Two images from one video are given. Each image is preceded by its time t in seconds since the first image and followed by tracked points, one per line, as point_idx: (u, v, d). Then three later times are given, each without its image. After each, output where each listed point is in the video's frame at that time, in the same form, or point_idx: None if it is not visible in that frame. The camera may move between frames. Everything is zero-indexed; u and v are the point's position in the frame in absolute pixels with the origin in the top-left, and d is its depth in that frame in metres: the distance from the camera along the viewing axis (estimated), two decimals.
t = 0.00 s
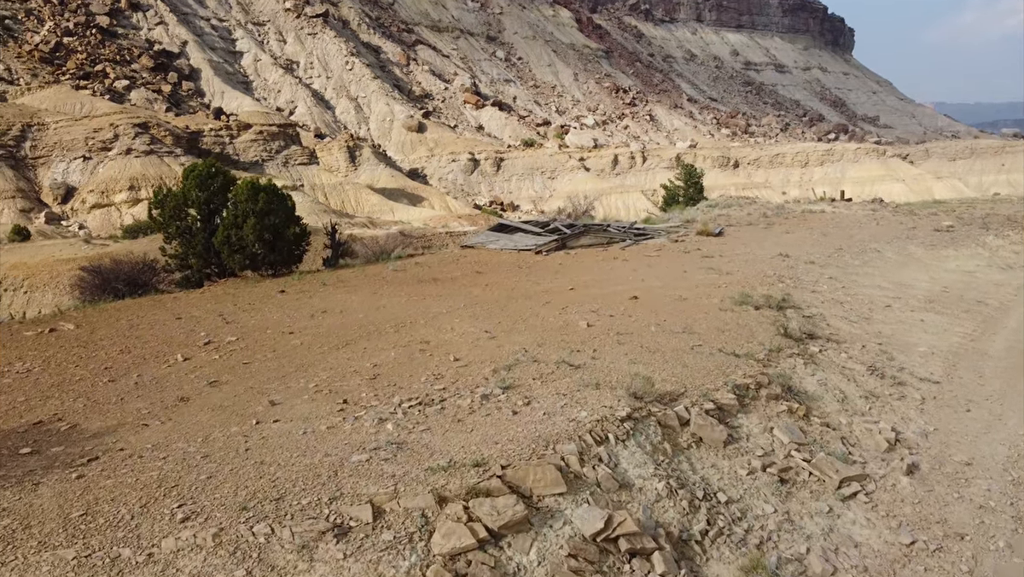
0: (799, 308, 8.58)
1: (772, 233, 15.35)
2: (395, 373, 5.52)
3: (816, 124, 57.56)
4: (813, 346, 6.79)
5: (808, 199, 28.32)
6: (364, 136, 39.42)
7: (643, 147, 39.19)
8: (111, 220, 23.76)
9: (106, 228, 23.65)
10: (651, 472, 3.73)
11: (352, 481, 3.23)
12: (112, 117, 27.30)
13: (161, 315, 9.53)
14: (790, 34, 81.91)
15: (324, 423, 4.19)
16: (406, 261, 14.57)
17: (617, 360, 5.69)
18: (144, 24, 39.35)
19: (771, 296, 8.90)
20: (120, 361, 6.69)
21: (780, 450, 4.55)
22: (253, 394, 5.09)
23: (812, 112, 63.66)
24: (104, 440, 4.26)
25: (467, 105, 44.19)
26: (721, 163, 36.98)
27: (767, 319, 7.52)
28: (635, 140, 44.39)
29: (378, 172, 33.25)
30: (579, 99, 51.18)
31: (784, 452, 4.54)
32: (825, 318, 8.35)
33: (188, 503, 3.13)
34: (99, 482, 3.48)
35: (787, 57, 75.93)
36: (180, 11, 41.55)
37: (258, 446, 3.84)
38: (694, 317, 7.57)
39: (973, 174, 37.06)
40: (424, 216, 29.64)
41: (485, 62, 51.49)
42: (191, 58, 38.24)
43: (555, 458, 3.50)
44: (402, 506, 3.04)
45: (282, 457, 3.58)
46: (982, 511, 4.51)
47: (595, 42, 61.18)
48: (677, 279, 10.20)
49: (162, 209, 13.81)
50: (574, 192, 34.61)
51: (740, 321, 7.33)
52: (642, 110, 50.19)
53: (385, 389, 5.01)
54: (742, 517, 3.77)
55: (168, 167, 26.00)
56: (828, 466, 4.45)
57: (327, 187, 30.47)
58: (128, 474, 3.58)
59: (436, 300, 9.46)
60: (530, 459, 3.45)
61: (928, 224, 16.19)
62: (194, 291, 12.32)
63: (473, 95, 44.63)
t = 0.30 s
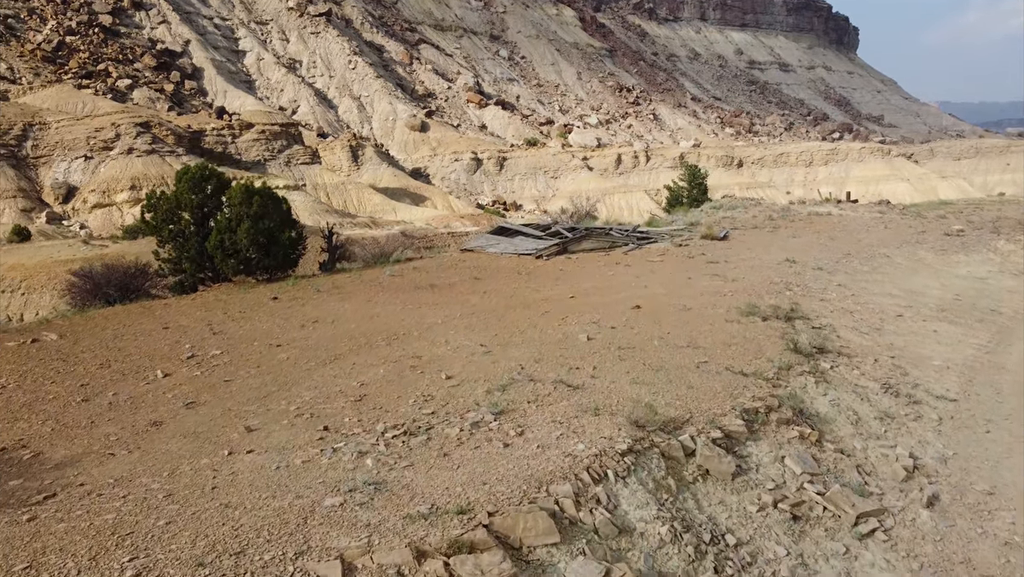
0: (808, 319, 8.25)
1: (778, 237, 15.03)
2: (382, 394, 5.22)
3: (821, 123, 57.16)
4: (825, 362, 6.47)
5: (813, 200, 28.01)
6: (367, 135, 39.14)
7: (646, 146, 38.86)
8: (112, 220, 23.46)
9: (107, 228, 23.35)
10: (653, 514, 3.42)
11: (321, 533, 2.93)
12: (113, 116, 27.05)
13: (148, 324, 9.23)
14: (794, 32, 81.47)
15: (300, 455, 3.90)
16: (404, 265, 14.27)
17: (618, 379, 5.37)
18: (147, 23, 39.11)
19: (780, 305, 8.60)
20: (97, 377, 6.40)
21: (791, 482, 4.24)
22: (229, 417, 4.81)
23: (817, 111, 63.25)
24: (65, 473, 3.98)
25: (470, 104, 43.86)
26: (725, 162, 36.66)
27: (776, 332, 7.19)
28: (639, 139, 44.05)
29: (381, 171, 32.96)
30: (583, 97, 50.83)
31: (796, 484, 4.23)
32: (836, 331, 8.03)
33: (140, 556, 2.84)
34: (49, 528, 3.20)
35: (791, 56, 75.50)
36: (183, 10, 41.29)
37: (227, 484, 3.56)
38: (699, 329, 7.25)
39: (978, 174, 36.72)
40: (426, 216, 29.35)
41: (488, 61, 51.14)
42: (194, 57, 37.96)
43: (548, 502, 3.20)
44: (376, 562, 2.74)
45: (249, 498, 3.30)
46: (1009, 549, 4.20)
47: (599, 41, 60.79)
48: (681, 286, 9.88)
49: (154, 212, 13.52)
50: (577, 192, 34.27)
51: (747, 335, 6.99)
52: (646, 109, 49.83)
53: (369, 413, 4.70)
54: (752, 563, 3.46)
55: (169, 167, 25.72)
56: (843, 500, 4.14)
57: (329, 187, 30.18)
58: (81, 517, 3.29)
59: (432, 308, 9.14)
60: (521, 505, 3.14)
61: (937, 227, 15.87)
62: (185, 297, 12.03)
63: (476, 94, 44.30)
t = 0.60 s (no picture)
0: (815, 332, 7.93)
1: (781, 241, 14.71)
2: (365, 418, 4.88)
3: (822, 123, 56.83)
4: (835, 380, 6.13)
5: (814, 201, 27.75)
6: (366, 135, 38.81)
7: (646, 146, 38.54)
8: (110, 221, 23.12)
9: (104, 228, 23.00)
10: (652, 568, 3.11)
11: None
12: (110, 116, 26.71)
13: (130, 335, 8.90)
14: (795, 31, 81.15)
15: (266, 495, 3.58)
16: (398, 269, 13.94)
17: (618, 402, 5.03)
18: (146, 23, 38.83)
19: (786, 317, 8.27)
20: (69, 396, 6.07)
21: (802, 520, 3.91)
22: (198, 447, 4.48)
23: (817, 111, 62.96)
24: (12, 515, 3.66)
25: (471, 103, 43.51)
26: (725, 161, 36.35)
27: (782, 348, 6.86)
28: (639, 138, 43.75)
29: (381, 171, 32.66)
30: (583, 97, 50.50)
31: (809, 523, 3.90)
32: (844, 345, 7.72)
33: None
34: None
35: (791, 55, 75.18)
36: (182, 9, 40.95)
37: (184, 531, 3.25)
38: (701, 343, 6.92)
39: (979, 174, 36.47)
40: (426, 216, 29.04)
41: (489, 60, 50.80)
42: (193, 56, 37.63)
43: (536, 559, 2.90)
44: None
45: (205, 552, 2.99)
46: None
47: (599, 40, 60.46)
48: (682, 295, 9.56)
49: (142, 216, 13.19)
50: (577, 192, 33.94)
51: (752, 351, 6.66)
52: (647, 109, 49.52)
53: (350, 442, 4.37)
54: None
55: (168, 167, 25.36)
56: (860, 540, 3.81)
57: (328, 187, 29.84)
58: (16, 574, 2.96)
59: (424, 318, 8.79)
60: (506, 567, 2.81)
61: (941, 231, 15.56)
62: (173, 304, 11.70)
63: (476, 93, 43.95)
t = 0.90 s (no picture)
0: (824, 343, 7.57)
1: (785, 244, 14.34)
2: (346, 442, 4.53)
3: (823, 122, 56.47)
4: (848, 398, 5.76)
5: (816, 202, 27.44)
6: (365, 134, 38.45)
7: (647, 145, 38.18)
8: (106, 220, 22.75)
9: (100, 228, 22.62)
10: None
11: None
12: (108, 115, 26.34)
13: (110, 344, 8.56)
14: (795, 31, 80.81)
15: (227, 540, 3.24)
16: (391, 273, 13.57)
17: (618, 425, 4.68)
18: (145, 22, 38.50)
19: (794, 327, 7.91)
20: (35, 414, 5.73)
21: (821, 563, 3.56)
22: (160, 478, 4.14)
23: (818, 110, 62.61)
24: None
25: (470, 103, 43.14)
26: (726, 161, 35.99)
27: (790, 362, 6.50)
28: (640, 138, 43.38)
29: (380, 171, 32.29)
30: (584, 97, 50.15)
31: (829, 565, 3.55)
32: (855, 357, 7.35)
33: None
34: None
35: (792, 54, 74.86)
36: (181, 8, 40.63)
37: None
38: (706, 357, 6.56)
39: (980, 173, 36.16)
40: (425, 216, 28.69)
41: (488, 59, 50.48)
42: (192, 55, 37.30)
43: None
44: None
45: None
46: None
47: (599, 39, 60.14)
48: (684, 302, 9.20)
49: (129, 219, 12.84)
50: (578, 191, 33.57)
51: (759, 366, 6.28)
52: (647, 108, 49.19)
53: (325, 472, 4.02)
54: None
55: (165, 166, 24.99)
56: None
57: (326, 187, 29.47)
58: None
59: (416, 327, 8.42)
60: None
61: (948, 234, 15.20)
62: (159, 310, 11.36)
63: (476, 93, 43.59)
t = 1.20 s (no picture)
0: (836, 355, 7.17)
1: (791, 246, 13.94)
2: (319, 473, 4.15)
3: (824, 122, 56.09)
4: (867, 419, 5.36)
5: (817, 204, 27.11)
6: (365, 134, 38.05)
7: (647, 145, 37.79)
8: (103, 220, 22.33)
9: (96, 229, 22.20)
10: None
11: None
12: (105, 114, 25.89)
13: (86, 355, 8.16)
14: (796, 30, 80.38)
15: None
16: (384, 277, 13.16)
17: (618, 453, 4.28)
18: (143, 21, 38.10)
19: (804, 337, 7.52)
20: None
21: None
22: (110, 517, 3.75)
23: (819, 110, 62.23)
24: None
25: (470, 102, 42.71)
26: (726, 160, 35.62)
27: (801, 377, 6.09)
28: (640, 138, 43.01)
29: (379, 170, 31.88)
30: (584, 96, 49.77)
31: None
32: (869, 370, 6.96)
33: None
34: None
35: (792, 54, 74.47)
36: (179, 7, 40.23)
37: None
38: (711, 372, 6.15)
39: (981, 173, 35.82)
40: (424, 216, 28.30)
41: (488, 58, 50.10)
42: (190, 54, 36.90)
43: None
44: None
45: None
46: None
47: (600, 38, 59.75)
48: (688, 310, 8.81)
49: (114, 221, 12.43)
50: (578, 191, 33.18)
51: (770, 382, 5.88)
52: (647, 108, 48.81)
53: (293, 511, 3.64)
54: None
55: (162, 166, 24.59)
56: None
57: (325, 186, 29.05)
58: None
59: (408, 336, 8.00)
60: None
61: (956, 237, 14.80)
62: (142, 316, 10.96)
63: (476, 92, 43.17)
